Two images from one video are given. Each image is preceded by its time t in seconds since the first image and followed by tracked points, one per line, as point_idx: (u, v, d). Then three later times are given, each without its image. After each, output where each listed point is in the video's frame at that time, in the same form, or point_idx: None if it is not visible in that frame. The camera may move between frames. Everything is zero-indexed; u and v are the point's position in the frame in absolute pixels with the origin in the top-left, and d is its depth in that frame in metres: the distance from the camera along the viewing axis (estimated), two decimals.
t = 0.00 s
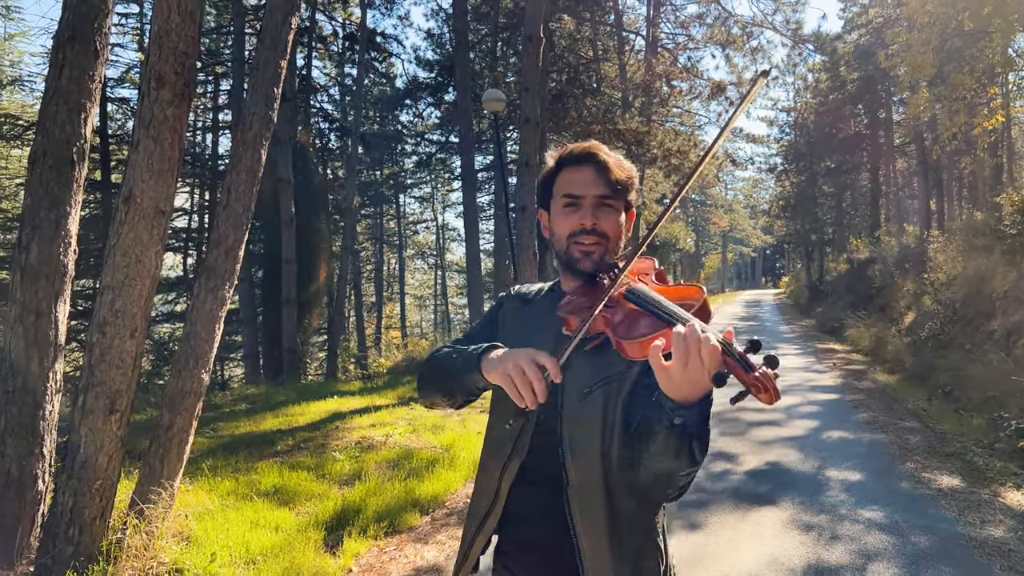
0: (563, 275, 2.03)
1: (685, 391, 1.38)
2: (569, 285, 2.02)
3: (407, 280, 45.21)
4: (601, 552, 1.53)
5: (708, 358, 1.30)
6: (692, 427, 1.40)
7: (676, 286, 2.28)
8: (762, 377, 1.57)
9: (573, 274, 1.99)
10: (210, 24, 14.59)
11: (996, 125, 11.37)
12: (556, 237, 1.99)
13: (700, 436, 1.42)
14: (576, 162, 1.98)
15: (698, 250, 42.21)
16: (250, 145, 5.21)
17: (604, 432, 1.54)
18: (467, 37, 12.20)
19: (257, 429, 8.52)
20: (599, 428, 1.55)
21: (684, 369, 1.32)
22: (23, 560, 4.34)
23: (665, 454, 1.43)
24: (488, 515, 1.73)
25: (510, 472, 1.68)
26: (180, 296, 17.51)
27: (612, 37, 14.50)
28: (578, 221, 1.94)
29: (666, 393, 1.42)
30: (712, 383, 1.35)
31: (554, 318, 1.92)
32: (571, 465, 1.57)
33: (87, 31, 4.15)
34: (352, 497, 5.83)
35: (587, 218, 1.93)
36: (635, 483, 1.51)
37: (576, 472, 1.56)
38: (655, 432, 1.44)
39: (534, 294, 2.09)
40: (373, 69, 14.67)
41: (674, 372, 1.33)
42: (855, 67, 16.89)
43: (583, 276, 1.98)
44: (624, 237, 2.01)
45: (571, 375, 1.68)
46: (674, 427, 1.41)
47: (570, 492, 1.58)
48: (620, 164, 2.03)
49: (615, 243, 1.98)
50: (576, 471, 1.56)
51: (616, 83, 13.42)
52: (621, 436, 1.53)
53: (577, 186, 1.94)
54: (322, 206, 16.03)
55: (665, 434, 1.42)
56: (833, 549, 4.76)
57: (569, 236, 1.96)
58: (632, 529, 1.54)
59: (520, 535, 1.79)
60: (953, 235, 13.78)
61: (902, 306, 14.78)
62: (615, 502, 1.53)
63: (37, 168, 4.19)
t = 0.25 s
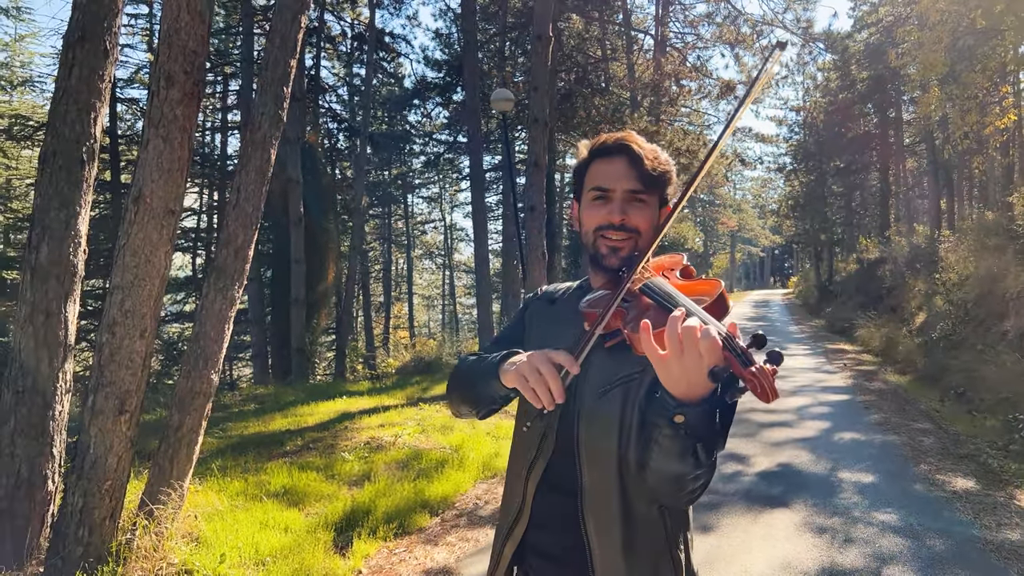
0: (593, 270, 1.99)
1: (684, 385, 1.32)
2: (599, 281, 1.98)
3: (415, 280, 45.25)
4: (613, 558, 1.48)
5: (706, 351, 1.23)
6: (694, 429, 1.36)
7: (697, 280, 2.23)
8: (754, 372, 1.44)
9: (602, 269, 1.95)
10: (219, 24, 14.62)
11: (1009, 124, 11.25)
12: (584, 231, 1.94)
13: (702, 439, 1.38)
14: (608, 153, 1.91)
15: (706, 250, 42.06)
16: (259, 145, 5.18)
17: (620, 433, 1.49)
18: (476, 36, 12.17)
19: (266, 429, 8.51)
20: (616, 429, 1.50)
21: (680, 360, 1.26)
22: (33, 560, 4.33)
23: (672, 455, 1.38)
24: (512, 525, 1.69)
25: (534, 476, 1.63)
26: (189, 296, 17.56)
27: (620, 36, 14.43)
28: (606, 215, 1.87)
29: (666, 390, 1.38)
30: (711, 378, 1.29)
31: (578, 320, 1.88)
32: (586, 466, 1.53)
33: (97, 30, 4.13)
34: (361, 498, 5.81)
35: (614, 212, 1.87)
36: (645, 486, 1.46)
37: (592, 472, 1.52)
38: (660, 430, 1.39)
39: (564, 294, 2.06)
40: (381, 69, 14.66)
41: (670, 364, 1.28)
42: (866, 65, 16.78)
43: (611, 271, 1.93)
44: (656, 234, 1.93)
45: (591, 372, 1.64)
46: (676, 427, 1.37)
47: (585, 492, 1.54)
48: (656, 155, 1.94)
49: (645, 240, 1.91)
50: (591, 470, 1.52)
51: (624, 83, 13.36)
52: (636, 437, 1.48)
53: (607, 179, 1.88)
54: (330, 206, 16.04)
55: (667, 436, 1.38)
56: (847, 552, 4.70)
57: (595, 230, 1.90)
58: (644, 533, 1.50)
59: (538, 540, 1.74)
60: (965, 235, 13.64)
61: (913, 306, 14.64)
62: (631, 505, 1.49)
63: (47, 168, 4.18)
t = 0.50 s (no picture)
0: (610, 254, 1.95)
1: (681, 363, 1.28)
2: (617, 268, 1.94)
3: (416, 280, 45.21)
4: (623, 556, 1.42)
5: (703, 325, 1.20)
6: (692, 412, 1.33)
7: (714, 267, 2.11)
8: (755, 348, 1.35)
9: (616, 254, 1.91)
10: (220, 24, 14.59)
11: (1011, 124, 11.19)
12: (601, 213, 1.91)
13: (700, 426, 1.35)
14: (628, 135, 1.87)
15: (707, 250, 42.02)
16: (260, 144, 5.14)
17: (628, 426, 1.42)
18: (477, 36, 12.13)
19: (268, 430, 8.47)
20: (626, 422, 1.43)
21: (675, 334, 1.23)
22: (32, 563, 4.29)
23: (671, 444, 1.34)
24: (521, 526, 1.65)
25: (544, 472, 1.59)
26: (189, 296, 17.53)
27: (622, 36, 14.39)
28: (620, 198, 1.83)
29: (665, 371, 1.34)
30: (708, 355, 1.25)
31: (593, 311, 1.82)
32: (594, 460, 1.47)
33: (97, 29, 4.09)
34: (363, 500, 5.77)
35: (628, 196, 1.82)
36: (652, 479, 1.39)
37: (601, 467, 1.45)
38: (661, 416, 1.36)
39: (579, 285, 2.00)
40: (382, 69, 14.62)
41: (666, 339, 1.25)
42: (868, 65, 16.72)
43: (624, 258, 1.89)
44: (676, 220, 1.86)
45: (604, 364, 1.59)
46: (675, 412, 1.34)
47: (593, 487, 1.47)
48: (678, 139, 1.88)
49: (661, 225, 1.85)
50: (599, 464, 1.46)
51: (626, 82, 13.32)
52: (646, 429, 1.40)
53: (625, 161, 1.84)
54: (331, 206, 16.00)
55: (666, 423, 1.35)
56: (853, 554, 4.65)
57: (610, 213, 1.87)
58: (653, 531, 1.41)
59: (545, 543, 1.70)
60: (968, 235, 13.59)
61: (916, 307, 14.58)
62: (641, 502, 1.41)
63: (47, 168, 4.15)
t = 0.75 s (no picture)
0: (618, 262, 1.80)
1: (677, 366, 1.18)
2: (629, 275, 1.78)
3: (416, 280, 45.28)
4: (629, 565, 1.33)
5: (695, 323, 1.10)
6: (689, 416, 1.23)
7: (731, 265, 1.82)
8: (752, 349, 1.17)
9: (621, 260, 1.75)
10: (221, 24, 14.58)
11: (1011, 124, 11.17)
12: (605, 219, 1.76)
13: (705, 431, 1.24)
14: (638, 135, 1.68)
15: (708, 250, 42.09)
16: (261, 143, 5.11)
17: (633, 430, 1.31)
18: (478, 36, 12.12)
19: (268, 430, 8.45)
20: (633, 428, 1.31)
21: (660, 332, 1.15)
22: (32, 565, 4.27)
23: (670, 448, 1.25)
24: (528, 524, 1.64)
25: (552, 471, 1.57)
26: (190, 296, 17.52)
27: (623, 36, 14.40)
28: (617, 205, 1.67)
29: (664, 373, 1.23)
30: (704, 358, 1.13)
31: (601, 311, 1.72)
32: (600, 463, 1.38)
33: (97, 29, 4.07)
34: (364, 501, 5.74)
35: (623, 204, 1.65)
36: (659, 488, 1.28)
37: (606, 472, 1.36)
38: (660, 422, 1.26)
39: (593, 284, 1.90)
40: (383, 68, 14.59)
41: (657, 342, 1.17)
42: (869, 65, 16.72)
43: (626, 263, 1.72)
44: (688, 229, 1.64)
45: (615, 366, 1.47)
46: (675, 419, 1.24)
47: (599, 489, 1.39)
48: (694, 135, 1.64)
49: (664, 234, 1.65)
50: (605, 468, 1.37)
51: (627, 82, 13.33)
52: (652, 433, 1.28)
53: (628, 165, 1.66)
54: (331, 205, 15.97)
55: (665, 429, 1.25)
56: (857, 556, 4.63)
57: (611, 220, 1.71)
58: (660, 540, 1.30)
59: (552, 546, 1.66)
60: (969, 235, 13.58)
61: (917, 307, 14.56)
62: (649, 510, 1.30)
63: (47, 167, 4.12)
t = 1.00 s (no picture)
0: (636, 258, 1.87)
1: (748, 395, 1.16)
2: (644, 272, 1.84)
3: (416, 280, 45.28)
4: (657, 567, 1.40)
5: (775, 354, 1.08)
6: (754, 445, 1.22)
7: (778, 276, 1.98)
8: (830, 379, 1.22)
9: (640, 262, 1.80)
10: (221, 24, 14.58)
11: (1013, 124, 11.17)
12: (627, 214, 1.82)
13: (767, 454, 1.24)
14: (666, 133, 1.74)
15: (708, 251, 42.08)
16: (264, 143, 5.10)
17: (666, 444, 1.38)
18: (479, 36, 12.11)
19: (270, 430, 8.44)
20: (665, 437, 1.38)
21: (746, 364, 1.10)
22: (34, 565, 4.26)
23: (724, 471, 1.26)
24: (538, 532, 1.62)
25: (565, 476, 1.58)
26: (190, 296, 17.50)
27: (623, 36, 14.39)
28: (644, 204, 1.73)
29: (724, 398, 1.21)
30: (779, 389, 1.12)
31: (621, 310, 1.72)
32: (628, 475, 1.44)
33: (99, 28, 4.06)
34: (367, 501, 5.73)
35: (652, 205, 1.71)
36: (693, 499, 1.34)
37: (636, 482, 1.42)
38: (715, 445, 1.26)
39: (607, 278, 1.90)
40: (384, 69, 14.59)
41: (732, 370, 1.13)
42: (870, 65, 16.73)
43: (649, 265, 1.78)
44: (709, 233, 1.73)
45: (637, 374, 1.52)
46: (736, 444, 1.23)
47: (627, 501, 1.44)
48: (723, 142, 1.71)
49: (691, 238, 1.73)
50: (633, 479, 1.43)
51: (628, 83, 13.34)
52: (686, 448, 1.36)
53: (657, 165, 1.72)
54: (332, 206, 15.96)
55: (721, 453, 1.25)
56: (862, 557, 4.62)
57: (633, 217, 1.77)
58: (693, 547, 1.39)
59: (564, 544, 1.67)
60: (971, 235, 13.57)
61: (919, 307, 14.54)
62: (678, 519, 1.39)
63: (49, 167, 4.11)
